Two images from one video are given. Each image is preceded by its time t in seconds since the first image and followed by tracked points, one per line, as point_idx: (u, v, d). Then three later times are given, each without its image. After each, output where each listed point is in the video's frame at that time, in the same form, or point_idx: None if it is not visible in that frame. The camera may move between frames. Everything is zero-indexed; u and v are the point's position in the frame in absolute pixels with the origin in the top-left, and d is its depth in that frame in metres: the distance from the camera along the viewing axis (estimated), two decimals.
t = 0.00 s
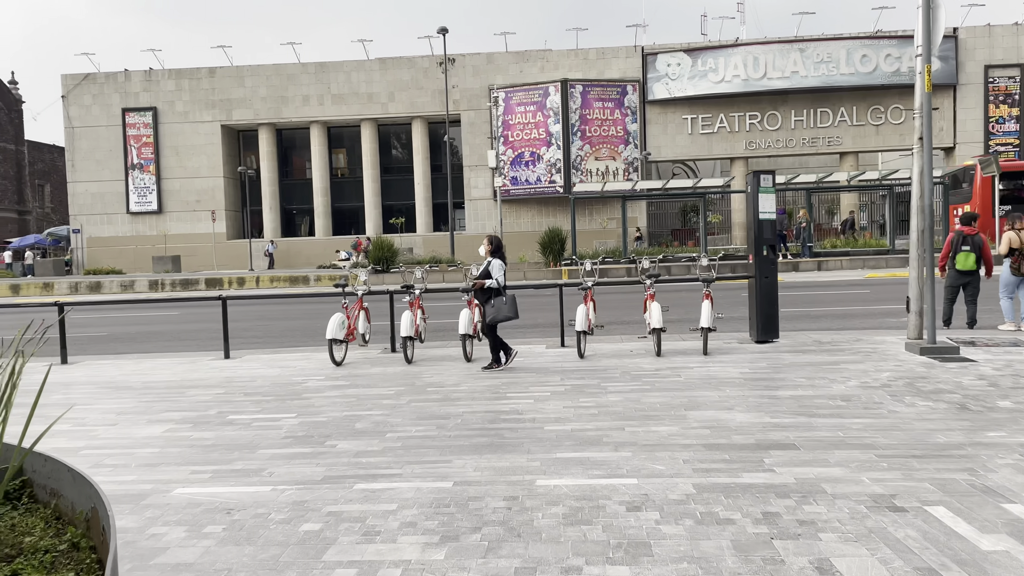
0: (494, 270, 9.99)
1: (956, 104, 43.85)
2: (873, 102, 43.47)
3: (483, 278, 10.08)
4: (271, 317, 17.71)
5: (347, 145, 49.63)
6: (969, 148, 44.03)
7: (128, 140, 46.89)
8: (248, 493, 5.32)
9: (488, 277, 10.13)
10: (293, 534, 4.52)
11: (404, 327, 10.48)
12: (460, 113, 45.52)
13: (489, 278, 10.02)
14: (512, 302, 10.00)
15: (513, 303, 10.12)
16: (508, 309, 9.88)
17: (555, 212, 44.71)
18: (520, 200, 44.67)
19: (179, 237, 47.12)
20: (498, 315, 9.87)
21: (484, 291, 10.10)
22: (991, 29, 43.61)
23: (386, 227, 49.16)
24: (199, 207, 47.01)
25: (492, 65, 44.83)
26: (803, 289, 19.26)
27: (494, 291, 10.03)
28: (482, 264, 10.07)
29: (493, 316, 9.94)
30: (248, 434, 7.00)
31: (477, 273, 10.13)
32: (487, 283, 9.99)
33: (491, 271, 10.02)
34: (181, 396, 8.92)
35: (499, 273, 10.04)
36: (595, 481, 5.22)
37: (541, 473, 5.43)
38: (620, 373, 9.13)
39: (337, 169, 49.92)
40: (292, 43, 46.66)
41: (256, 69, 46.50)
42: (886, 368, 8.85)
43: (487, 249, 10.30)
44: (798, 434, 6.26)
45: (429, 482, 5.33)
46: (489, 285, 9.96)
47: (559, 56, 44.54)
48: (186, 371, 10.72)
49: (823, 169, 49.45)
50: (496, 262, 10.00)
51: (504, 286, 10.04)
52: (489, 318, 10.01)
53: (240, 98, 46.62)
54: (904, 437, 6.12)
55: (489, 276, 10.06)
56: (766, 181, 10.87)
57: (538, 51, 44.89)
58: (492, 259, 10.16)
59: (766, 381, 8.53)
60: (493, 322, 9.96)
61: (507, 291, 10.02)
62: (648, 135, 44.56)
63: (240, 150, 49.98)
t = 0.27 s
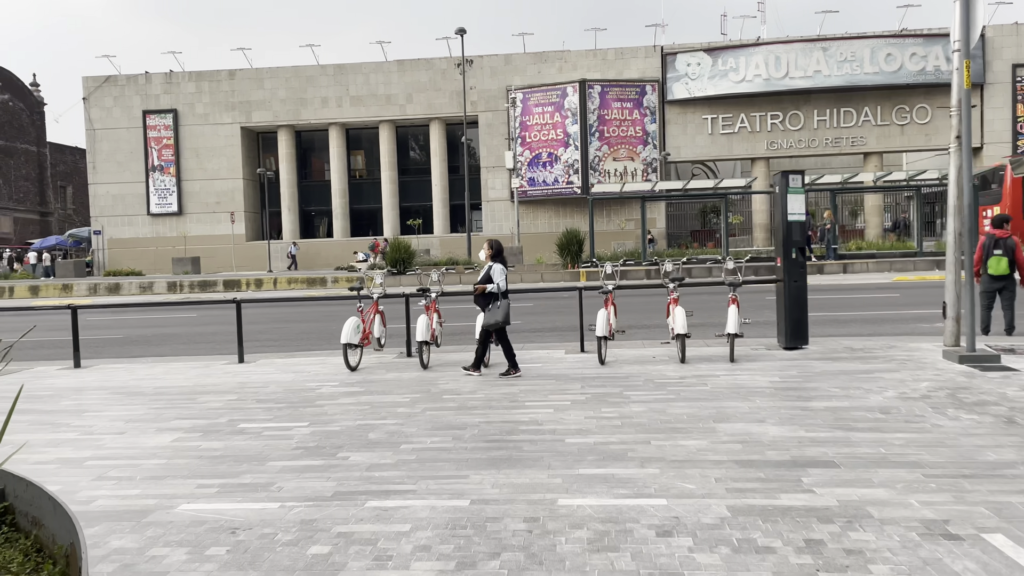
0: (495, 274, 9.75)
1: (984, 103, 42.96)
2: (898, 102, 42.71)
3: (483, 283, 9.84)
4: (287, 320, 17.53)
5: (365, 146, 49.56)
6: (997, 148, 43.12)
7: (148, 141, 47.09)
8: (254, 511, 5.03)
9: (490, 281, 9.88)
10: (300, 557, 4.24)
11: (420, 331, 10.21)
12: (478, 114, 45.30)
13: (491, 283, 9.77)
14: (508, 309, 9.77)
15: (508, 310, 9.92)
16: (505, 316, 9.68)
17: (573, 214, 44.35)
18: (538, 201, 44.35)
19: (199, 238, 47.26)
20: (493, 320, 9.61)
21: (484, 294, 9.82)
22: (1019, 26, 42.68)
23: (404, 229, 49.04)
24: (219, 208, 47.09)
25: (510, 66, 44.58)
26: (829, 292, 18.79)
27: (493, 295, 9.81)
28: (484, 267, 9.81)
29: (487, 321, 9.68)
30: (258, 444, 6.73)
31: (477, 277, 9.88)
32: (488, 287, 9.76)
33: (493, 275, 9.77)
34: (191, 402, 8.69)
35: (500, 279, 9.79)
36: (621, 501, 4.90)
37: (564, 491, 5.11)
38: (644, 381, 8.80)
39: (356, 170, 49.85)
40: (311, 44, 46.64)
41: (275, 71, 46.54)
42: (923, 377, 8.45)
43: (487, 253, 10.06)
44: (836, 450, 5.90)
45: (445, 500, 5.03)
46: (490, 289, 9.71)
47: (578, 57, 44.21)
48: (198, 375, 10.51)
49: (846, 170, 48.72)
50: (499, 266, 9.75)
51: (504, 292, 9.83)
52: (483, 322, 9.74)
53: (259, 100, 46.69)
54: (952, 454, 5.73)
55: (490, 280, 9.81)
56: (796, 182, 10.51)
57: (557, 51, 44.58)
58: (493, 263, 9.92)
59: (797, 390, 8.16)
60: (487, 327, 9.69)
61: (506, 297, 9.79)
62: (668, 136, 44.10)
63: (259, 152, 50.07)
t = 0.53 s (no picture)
0: (499, 279, 9.45)
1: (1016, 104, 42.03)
2: (927, 103, 41.91)
3: (488, 287, 9.54)
4: (308, 325, 17.35)
5: (387, 150, 49.52)
6: None
7: (172, 146, 47.33)
8: (271, 531, 4.75)
9: (496, 286, 9.58)
10: None
11: (441, 338, 9.91)
12: (499, 117, 45.07)
13: (495, 288, 9.47)
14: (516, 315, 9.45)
15: (518, 315, 9.55)
16: (512, 321, 9.34)
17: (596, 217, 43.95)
18: (560, 205, 44.02)
19: (221, 242, 47.41)
20: (498, 325, 9.31)
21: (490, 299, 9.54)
22: None
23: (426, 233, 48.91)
24: (241, 212, 47.21)
25: (532, 69, 44.33)
26: (861, 298, 18.28)
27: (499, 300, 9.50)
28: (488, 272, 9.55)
29: (493, 326, 9.39)
30: (275, 458, 6.47)
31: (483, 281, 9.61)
32: (492, 292, 9.47)
33: (497, 280, 9.47)
34: (208, 411, 8.45)
35: (505, 283, 9.46)
36: (660, 526, 4.57)
37: (597, 515, 4.78)
38: (675, 392, 8.45)
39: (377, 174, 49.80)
40: (332, 48, 46.69)
41: (297, 75, 46.63)
42: (971, 389, 8.03)
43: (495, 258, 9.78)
44: (888, 470, 5.53)
45: (471, 522, 4.73)
46: (494, 295, 9.43)
47: (600, 59, 43.87)
48: (216, 382, 10.29)
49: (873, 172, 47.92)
50: (502, 271, 9.44)
51: (510, 297, 9.48)
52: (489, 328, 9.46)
53: (281, 104, 46.81)
54: (1013, 475, 5.34)
55: (495, 285, 9.51)
56: (833, 184, 10.11)
57: (579, 54, 44.27)
58: (499, 268, 9.64)
59: (837, 402, 7.78)
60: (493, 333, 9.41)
61: (512, 302, 9.47)
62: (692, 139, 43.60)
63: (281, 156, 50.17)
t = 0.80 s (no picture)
0: (511, 281, 9.22)
1: None
2: (955, 100, 41.10)
3: (499, 291, 9.26)
4: (328, 327, 17.12)
5: (406, 152, 49.40)
6: None
7: (192, 148, 47.46)
8: (288, 550, 4.46)
9: (506, 290, 9.33)
10: None
11: (464, 342, 9.62)
12: (519, 118, 44.77)
13: (507, 291, 9.21)
14: (531, 319, 9.20)
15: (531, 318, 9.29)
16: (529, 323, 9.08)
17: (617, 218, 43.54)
18: (580, 205, 43.64)
19: (242, 244, 47.48)
20: (517, 328, 8.99)
21: (502, 302, 9.20)
22: None
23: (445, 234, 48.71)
24: (262, 214, 47.24)
25: (552, 68, 43.98)
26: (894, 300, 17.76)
27: (511, 303, 9.21)
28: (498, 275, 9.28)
29: (509, 330, 9.06)
30: (294, 468, 6.19)
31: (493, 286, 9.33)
32: (504, 296, 9.19)
33: (508, 282, 9.23)
34: (225, 418, 8.21)
35: (516, 285, 9.24)
36: (705, 547, 4.24)
37: (636, 535, 4.45)
38: (710, 398, 8.10)
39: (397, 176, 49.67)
40: (352, 49, 46.60)
41: (317, 77, 46.60)
42: None
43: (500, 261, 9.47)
44: (946, 485, 5.16)
45: (501, 541, 4.42)
46: (507, 298, 9.14)
47: (620, 58, 43.46)
48: (234, 387, 10.06)
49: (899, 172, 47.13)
50: (514, 273, 9.23)
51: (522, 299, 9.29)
52: (505, 332, 9.13)
53: (301, 106, 46.79)
54: None
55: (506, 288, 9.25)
56: (872, 180, 9.71)
57: (599, 53, 43.86)
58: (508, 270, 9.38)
59: (882, 410, 7.40)
60: (509, 336, 9.07)
61: (525, 306, 9.24)
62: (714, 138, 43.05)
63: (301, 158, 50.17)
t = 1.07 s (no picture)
0: (512, 285, 8.99)
1: None
2: (982, 95, 40.30)
3: (499, 295, 9.07)
4: (346, 327, 16.96)
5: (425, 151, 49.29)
6: None
7: (212, 148, 47.63)
8: (299, 565, 4.24)
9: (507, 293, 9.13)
10: None
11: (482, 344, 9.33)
12: (538, 115, 44.49)
13: (509, 296, 9.00)
14: (536, 319, 9.08)
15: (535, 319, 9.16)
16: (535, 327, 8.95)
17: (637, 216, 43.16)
18: (600, 204, 43.30)
19: (262, 244, 47.61)
20: (525, 334, 8.86)
21: (503, 308, 9.06)
22: None
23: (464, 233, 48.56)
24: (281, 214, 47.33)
25: (571, 65, 43.67)
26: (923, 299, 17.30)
27: (513, 307, 9.05)
28: (499, 278, 9.03)
29: (517, 335, 8.93)
30: (307, 475, 5.98)
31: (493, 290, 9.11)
32: (504, 301, 9.01)
33: (511, 286, 9.00)
34: (239, 421, 8.02)
35: (518, 288, 9.03)
36: (740, 565, 3.96)
37: (666, 551, 4.18)
38: (738, 402, 7.78)
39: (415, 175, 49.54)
40: (371, 49, 46.55)
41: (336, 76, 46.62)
42: None
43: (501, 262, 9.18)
44: (996, 498, 4.83)
45: (523, 557, 4.17)
46: (509, 303, 8.96)
47: (640, 55, 43.09)
48: (250, 389, 9.88)
49: (924, 168, 46.32)
50: (516, 277, 8.98)
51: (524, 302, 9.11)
52: (511, 337, 9.01)
53: (320, 106, 46.82)
54: None
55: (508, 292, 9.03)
56: (904, 175, 9.32)
57: (619, 50, 43.50)
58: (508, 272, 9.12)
59: (921, 416, 7.04)
60: (517, 342, 8.95)
61: (527, 307, 9.10)
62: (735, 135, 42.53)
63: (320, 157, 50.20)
